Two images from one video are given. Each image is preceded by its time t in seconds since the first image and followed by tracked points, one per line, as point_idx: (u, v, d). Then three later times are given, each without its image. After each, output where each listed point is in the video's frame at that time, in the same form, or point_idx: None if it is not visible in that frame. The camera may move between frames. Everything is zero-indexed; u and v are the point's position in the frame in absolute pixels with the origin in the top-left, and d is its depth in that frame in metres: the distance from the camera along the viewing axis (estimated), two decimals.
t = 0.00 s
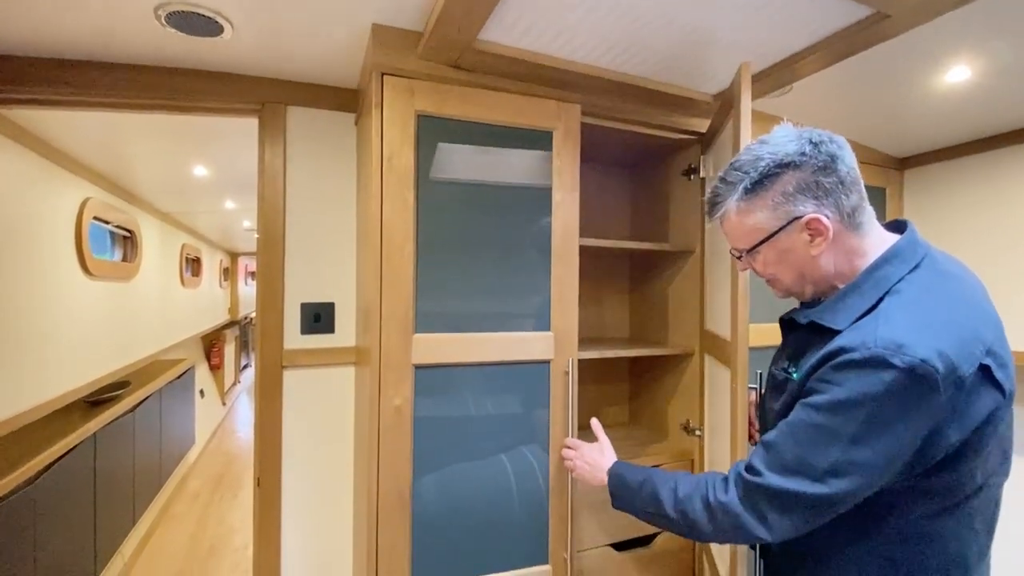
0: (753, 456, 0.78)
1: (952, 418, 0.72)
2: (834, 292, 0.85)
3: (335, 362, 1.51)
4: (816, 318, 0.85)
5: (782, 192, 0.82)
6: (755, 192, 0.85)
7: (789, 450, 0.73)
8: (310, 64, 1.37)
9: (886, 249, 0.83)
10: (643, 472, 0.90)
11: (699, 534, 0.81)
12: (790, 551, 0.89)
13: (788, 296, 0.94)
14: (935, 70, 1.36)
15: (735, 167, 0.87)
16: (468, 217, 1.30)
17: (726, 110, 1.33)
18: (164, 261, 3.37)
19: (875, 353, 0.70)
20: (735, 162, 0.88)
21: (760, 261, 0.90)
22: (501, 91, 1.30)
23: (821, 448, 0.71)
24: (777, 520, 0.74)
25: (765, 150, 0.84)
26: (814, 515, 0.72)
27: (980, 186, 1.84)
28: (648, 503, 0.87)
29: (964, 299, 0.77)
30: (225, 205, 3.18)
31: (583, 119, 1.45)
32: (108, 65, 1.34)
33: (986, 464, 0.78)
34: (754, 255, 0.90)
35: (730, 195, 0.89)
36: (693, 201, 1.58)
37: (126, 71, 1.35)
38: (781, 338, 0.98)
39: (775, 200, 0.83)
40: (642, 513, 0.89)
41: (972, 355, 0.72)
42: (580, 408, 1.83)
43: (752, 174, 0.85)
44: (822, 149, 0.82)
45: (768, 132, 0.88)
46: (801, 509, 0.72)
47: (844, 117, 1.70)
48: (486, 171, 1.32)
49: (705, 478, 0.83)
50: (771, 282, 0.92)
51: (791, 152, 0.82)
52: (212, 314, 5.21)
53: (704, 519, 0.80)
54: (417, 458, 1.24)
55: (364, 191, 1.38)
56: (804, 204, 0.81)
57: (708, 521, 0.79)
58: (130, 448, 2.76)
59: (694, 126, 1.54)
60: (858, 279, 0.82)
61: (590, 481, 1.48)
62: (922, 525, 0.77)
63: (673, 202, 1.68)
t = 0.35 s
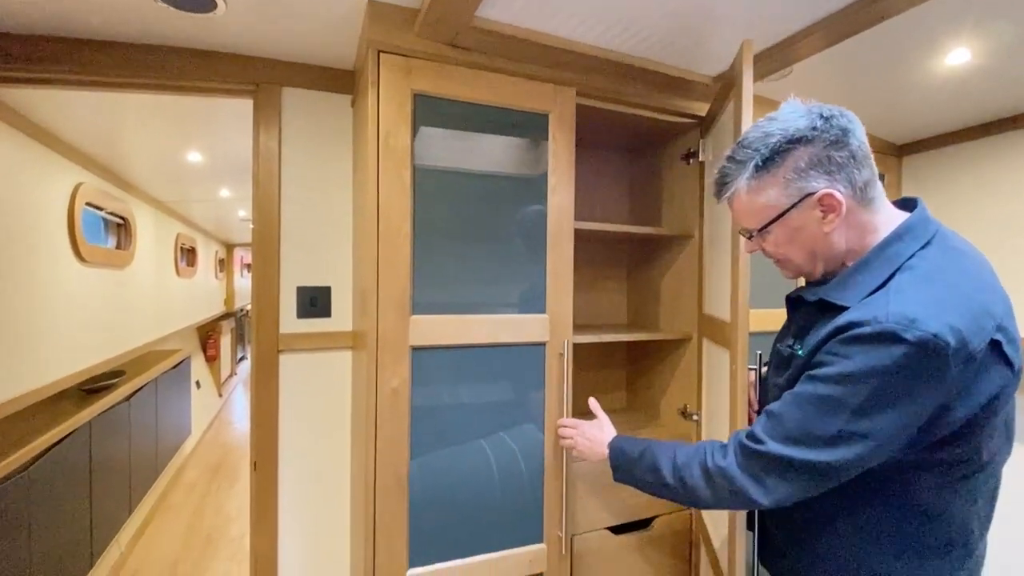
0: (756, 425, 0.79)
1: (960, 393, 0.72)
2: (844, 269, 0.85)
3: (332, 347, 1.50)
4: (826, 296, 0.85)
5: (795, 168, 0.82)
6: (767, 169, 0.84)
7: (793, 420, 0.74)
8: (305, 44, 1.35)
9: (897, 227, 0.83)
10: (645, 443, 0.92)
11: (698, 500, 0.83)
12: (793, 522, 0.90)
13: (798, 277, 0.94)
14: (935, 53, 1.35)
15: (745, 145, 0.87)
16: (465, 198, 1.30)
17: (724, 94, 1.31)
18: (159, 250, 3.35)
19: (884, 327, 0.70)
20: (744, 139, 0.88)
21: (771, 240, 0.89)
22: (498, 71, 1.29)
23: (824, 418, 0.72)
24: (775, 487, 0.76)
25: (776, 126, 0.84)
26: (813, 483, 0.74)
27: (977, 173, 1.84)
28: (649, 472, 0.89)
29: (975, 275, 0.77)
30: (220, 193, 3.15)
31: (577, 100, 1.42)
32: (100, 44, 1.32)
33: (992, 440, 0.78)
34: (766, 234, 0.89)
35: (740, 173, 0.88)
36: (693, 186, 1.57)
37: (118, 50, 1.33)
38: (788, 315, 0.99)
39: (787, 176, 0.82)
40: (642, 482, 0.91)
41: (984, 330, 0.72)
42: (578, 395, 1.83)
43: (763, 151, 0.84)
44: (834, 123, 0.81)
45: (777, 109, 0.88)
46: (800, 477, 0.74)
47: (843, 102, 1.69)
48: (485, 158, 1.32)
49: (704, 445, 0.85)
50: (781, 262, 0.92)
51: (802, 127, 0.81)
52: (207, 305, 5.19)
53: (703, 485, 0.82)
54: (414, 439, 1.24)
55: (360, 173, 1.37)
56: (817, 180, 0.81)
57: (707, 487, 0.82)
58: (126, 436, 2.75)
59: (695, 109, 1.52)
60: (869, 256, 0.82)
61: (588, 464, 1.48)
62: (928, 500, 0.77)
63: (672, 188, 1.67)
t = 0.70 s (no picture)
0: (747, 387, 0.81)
1: (948, 358, 0.73)
2: (841, 238, 0.85)
3: (327, 322, 1.50)
4: (821, 266, 0.86)
5: (793, 139, 0.81)
6: (765, 143, 0.83)
7: (782, 382, 0.76)
8: (296, 12, 1.32)
9: (892, 196, 0.83)
10: (637, 408, 0.94)
11: (687, 461, 0.85)
12: (784, 484, 0.93)
13: (801, 252, 0.94)
14: (936, 25, 1.34)
15: (741, 120, 0.86)
16: (460, 170, 1.29)
17: (723, 67, 1.30)
18: (149, 230, 3.31)
19: (875, 293, 0.71)
20: (738, 117, 0.87)
21: (773, 214, 0.88)
22: (494, 41, 1.27)
23: (813, 381, 0.73)
24: (760, 446, 0.78)
25: (770, 99, 0.83)
26: (798, 443, 0.76)
27: (973, 150, 1.84)
28: (640, 435, 0.91)
29: (968, 243, 0.77)
30: (212, 171, 3.10)
31: (571, 72, 1.39)
32: (84, 8, 1.28)
33: (979, 406, 0.79)
34: (767, 208, 0.88)
35: (737, 149, 0.87)
36: (689, 162, 1.56)
37: (103, 15, 1.29)
38: (784, 287, 0.99)
39: (786, 147, 0.82)
40: (633, 445, 0.93)
41: (974, 297, 0.72)
42: (572, 371, 1.84)
43: (760, 125, 0.83)
44: (826, 92, 0.81)
45: (770, 83, 0.87)
46: (786, 436, 0.76)
47: (841, 77, 1.68)
48: (478, 127, 1.30)
49: (695, 408, 0.87)
50: (783, 236, 0.91)
51: (797, 98, 0.81)
52: (200, 287, 5.15)
53: (692, 446, 0.85)
54: (410, 411, 1.25)
55: (354, 145, 1.35)
56: (817, 149, 0.80)
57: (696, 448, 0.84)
58: (121, 415, 2.75)
59: (692, 85, 1.51)
60: (866, 226, 0.83)
61: (583, 437, 1.50)
62: (914, 463, 0.79)
63: (668, 164, 1.66)
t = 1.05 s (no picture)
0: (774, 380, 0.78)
1: (959, 322, 0.74)
2: (847, 205, 0.86)
3: (329, 297, 1.50)
4: (826, 236, 0.86)
5: (801, 107, 0.81)
6: (772, 113, 0.83)
7: (811, 368, 0.74)
8: None
9: (896, 163, 0.84)
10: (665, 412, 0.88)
11: (726, 465, 0.81)
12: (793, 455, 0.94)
13: (807, 222, 0.94)
14: None
15: (747, 91, 0.85)
16: (460, 143, 1.28)
17: (727, 36, 1.28)
18: (146, 210, 3.29)
19: (888, 262, 0.71)
20: (742, 88, 0.86)
21: (781, 185, 0.88)
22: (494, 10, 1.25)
23: (845, 365, 0.72)
24: (803, 442, 0.75)
25: (776, 69, 0.83)
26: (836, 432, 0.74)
27: (976, 126, 1.83)
28: (673, 442, 0.85)
29: (974, 206, 0.78)
30: (208, 150, 3.08)
31: (571, 43, 1.37)
32: None
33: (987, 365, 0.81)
34: (775, 179, 0.88)
35: (744, 121, 0.86)
36: (691, 136, 1.55)
37: None
38: (790, 260, 1.00)
39: (794, 116, 0.81)
40: (667, 453, 0.86)
41: (981, 259, 0.73)
42: (573, 347, 1.86)
43: (767, 95, 0.82)
44: (831, 59, 0.81)
45: (773, 52, 0.86)
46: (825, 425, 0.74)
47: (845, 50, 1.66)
48: (479, 100, 1.30)
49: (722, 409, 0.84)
50: (790, 206, 0.91)
51: (803, 65, 0.81)
52: (198, 269, 5.14)
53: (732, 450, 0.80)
54: (412, 383, 1.26)
55: (353, 117, 1.33)
56: (824, 116, 0.80)
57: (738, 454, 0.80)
58: (124, 394, 2.77)
59: (696, 58, 1.49)
60: (871, 192, 0.83)
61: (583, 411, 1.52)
62: (926, 428, 0.80)
63: (669, 139, 1.66)
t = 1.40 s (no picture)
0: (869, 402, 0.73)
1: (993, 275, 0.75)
2: (848, 175, 0.86)
3: (329, 270, 1.51)
4: (830, 204, 0.87)
5: (804, 76, 0.80)
6: (776, 81, 0.82)
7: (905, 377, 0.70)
8: None
9: (898, 130, 0.84)
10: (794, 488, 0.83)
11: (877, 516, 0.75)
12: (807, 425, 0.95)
13: (806, 193, 0.94)
14: None
15: (750, 60, 0.84)
16: (459, 114, 1.27)
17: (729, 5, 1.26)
18: (143, 187, 3.26)
19: (919, 233, 0.71)
20: (745, 57, 0.86)
21: (781, 156, 0.88)
22: None
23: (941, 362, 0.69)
24: (945, 461, 0.72)
25: (780, 37, 0.82)
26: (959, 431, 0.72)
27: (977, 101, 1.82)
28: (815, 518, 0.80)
29: (975, 166, 0.80)
30: (204, 125, 3.04)
31: (571, 12, 1.35)
32: None
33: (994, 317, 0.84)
34: (777, 150, 0.87)
35: (746, 90, 0.85)
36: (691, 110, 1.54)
37: None
38: (790, 231, 1.00)
39: (797, 84, 0.81)
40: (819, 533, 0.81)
41: (997, 215, 0.75)
42: (571, 321, 1.87)
43: (770, 63, 0.82)
44: (834, 26, 0.81)
45: (776, 21, 0.86)
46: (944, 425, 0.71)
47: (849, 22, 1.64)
48: (476, 72, 1.28)
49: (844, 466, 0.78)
50: (790, 177, 0.91)
51: (807, 33, 0.80)
52: (196, 247, 5.13)
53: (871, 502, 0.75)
54: (412, 351, 1.28)
55: (351, 87, 1.32)
56: (827, 84, 0.79)
57: (885, 507, 0.74)
58: (126, 370, 2.79)
59: (697, 28, 1.47)
60: (874, 159, 0.83)
61: (580, 383, 1.54)
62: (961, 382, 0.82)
63: (670, 112, 1.64)
